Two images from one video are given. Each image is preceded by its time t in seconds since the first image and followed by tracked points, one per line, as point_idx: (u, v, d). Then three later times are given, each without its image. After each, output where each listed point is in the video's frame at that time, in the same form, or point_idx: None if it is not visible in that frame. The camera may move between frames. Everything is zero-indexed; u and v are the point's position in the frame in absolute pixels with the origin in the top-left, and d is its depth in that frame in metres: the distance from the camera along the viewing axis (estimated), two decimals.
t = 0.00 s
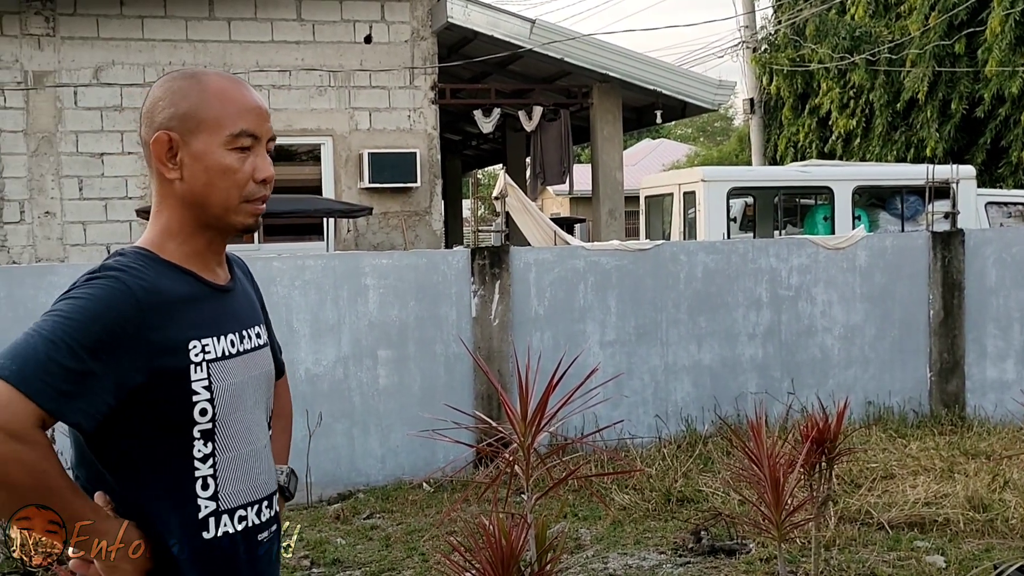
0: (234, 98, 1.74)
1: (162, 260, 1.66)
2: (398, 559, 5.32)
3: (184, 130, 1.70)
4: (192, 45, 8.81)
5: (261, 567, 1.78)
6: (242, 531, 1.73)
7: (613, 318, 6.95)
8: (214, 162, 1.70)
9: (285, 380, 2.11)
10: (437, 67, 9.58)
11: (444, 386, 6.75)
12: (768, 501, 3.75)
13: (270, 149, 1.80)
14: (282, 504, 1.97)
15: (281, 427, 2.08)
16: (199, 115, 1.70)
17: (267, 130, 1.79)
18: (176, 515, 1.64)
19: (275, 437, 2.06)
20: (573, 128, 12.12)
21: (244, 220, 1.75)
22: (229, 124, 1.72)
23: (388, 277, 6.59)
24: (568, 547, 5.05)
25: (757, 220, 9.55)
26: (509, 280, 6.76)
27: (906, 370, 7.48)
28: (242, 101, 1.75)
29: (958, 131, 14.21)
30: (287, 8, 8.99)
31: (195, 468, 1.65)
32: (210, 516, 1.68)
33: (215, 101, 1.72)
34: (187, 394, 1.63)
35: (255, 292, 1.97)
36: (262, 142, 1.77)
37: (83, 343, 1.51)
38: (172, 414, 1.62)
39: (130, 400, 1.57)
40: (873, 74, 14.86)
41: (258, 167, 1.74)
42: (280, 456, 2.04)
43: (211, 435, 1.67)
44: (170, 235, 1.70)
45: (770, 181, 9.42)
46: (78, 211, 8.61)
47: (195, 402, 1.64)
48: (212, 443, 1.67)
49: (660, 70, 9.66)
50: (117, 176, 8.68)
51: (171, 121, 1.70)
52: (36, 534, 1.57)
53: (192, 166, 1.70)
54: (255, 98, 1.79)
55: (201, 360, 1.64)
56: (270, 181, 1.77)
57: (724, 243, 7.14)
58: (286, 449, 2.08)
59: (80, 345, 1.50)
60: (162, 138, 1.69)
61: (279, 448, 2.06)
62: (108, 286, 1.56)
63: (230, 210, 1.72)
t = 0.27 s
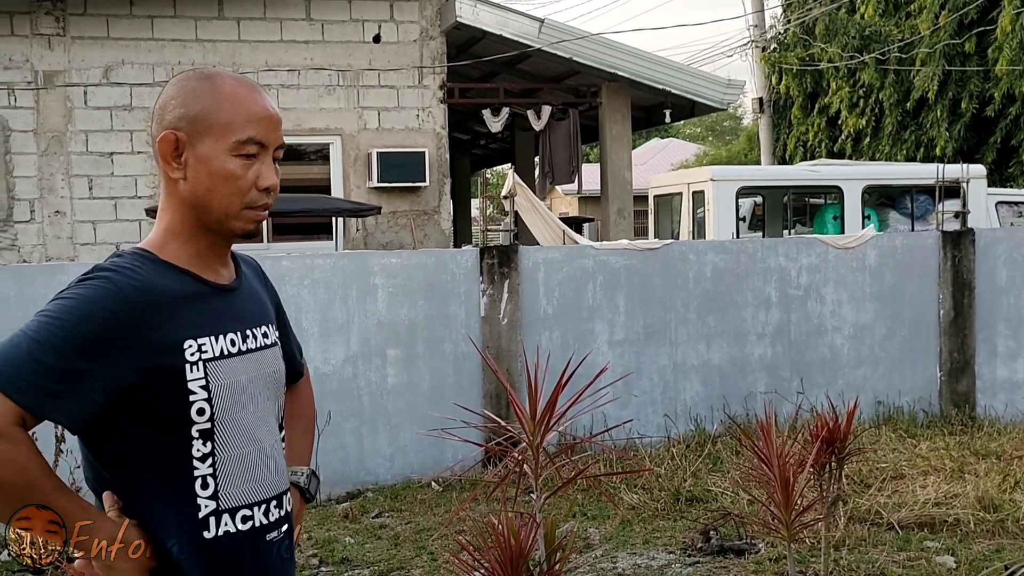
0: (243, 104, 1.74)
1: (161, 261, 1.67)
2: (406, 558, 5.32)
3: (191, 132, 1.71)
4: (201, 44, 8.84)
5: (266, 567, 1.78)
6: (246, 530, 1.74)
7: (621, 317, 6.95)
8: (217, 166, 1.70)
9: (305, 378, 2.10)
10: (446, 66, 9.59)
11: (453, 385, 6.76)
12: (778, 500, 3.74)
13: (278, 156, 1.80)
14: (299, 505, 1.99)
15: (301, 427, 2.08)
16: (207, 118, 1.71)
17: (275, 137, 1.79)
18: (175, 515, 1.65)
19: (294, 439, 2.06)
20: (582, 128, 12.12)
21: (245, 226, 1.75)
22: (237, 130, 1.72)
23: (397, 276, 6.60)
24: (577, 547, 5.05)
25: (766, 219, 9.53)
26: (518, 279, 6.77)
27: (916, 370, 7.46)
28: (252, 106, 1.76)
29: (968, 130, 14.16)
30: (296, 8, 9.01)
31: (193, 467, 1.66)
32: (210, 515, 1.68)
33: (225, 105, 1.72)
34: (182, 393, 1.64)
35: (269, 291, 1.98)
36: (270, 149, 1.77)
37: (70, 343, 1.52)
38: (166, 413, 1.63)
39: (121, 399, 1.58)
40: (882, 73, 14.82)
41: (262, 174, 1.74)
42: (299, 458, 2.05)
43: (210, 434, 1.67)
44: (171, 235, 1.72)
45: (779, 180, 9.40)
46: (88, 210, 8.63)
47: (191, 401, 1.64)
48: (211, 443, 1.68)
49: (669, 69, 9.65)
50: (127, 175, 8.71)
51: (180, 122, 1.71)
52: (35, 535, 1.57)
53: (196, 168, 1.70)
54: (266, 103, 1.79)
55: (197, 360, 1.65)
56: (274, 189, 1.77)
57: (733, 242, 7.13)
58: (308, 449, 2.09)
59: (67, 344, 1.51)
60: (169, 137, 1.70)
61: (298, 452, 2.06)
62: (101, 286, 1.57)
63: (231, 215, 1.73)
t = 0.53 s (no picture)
0: (244, 98, 1.74)
1: (159, 255, 1.69)
2: (412, 555, 5.33)
3: (191, 125, 1.72)
4: (207, 42, 8.85)
5: (268, 561, 1.80)
6: (247, 524, 1.75)
7: (627, 315, 6.95)
8: (215, 162, 1.71)
9: (320, 373, 2.12)
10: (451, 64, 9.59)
11: (458, 382, 6.76)
12: (785, 495, 3.72)
13: (279, 150, 1.80)
14: (311, 499, 1.98)
15: (315, 422, 2.09)
16: (206, 111, 1.72)
17: (276, 131, 1.78)
18: (172, 509, 1.67)
19: (306, 430, 2.06)
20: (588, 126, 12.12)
21: (244, 221, 1.76)
22: (236, 124, 1.73)
23: (403, 273, 6.61)
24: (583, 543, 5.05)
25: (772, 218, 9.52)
26: (523, 277, 6.77)
27: (922, 368, 7.45)
28: (253, 100, 1.76)
29: (975, 128, 14.13)
30: (301, 6, 9.02)
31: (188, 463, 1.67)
32: (209, 510, 1.70)
33: (225, 99, 1.73)
34: (176, 388, 1.64)
35: (277, 282, 1.99)
36: (270, 142, 1.77)
37: (58, 340, 1.53)
38: (159, 410, 1.64)
39: (111, 396, 1.59)
40: (888, 72, 14.79)
41: (261, 168, 1.75)
42: (312, 450, 2.04)
43: (206, 430, 1.68)
44: (170, 229, 1.73)
45: (785, 178, 9.39)
46: (94, 208, 8.65)
47: (186, 398, 1.65)
48: (208, 438, 1.69)
49: (674, 67, 9.64)
50: (133, 173, 8.72)
51: (180, 115, 1.72)
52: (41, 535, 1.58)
53: (195, 162, 1.72)
54: (268, 97, 1.79)
55: (192, 355, 1.66)
56: (274, 184, 1.77)
57: (739, 240, 7.12)
58: (322, 443, 2.07)
59: (53, 341, 1.53)
60: (169, 130, 1.72)
61: (312, 440, 2.05)
62: (91, 282, 1.59)
63: (229, 210, 1.74)
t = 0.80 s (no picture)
0: (237, 92, 1.73)
1: (152, 250, 1.69)
2: (412, 552, 5.33)
3: (184, 119, 1.72)
4: (209, 41, 8.86)
5: (266, 552, 1.80)
6: (244, 517, 1.75)
7: (628, 312, 6.94)
8: (208, 157, 1.71)
9: (315, 359, 2.12)
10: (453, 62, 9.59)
11: (459, 380, 6.76)
12: (784, 490, 3.70)
13: (274, 145, 1.79)
14: (306, 488, 1.99)
15: (311, 409, 2.09)
16: (200, 105, 1.71)
17: (271, 126, 1.77)
18: (169, 504, 1.67)
19: (301, 419, 2.06)
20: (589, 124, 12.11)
21: (237, 216, 1.75)
22: (230, 119, 1.72)
23: (403, 270, 6.61)
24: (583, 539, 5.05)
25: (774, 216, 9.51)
26: (524, 274, 6.77)
27: (923, 366, 7.44)
28: (247, 94, 1.75)
29: (977, 127, 14.11)
30: (303, 4, 9.02)
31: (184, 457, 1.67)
32: (207, 503, 1.70)
33: (220, 94, 1.72)
34: (171, 384, 1.64)
35: (272, 273, 1.99)
36: (265, 138, 1.76)
37: (50, 338, 1.53)
38: (154, 406, 1.64)
39: (105, 393, 1.59)
40: (890, 70, 14.78)
41: (256, 163, 1.74)
42: (306, 440, 2.05)
43: (201, 425, 1.68)
44: (164, 223, 1.73)
45: (787, 176, 9.38)
46: (96, 207, 8.65)
47: (182, 393, 1.65)
48: (203, 433, 1.69)
49: (676, 65, 9.64)
50: (134, 171, 8.73)
51: (174, 109, 1.72)
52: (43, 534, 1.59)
53: (188, 157, 1.71)
54: (263, 92, 1.78)
55: (187, 351, 1.65)
56: (268, 179, 1.76)
57: (740, 237, 7.12)
58: (317, 431, 2.08)
59: (45, 339, 1.52)
60: (162, 124, 1.72)
61: (308, 428, 2.05)
62: (84, 279, 1.59)
63: (222, 205, 1.73)
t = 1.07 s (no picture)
0: (227, 94, 1.73)
1: (140, 250, 1.68)
2: (406, 551, 5.33)
3: (173, 120, 1.71)
4: (204, 40, 8.86)
5: (250, 551, 1.80)
6: (229, 516, 1.75)
7: (623, 312, 6.94)
8: (198, 159, 1.70)
9: (287, 359, 2.12)
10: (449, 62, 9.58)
11: (453, 379, 6.76)
12: (774, 489, 3.70)
13: (262, 147, 1.79)
14: (282, 485, 1.99)
15: (283, 409, 2.09)
16: (188, 106, 1.70)
17: (259, 128, 1.77)
18: (157, 504, 1.66)
19: (275, 419, 2.06)
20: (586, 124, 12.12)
21: (225, 218, 1.75)
22: (219, 121, 1.71)
23: (398, 270, 6.60)
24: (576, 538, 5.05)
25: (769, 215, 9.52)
26: (520, 274, 6.76)
27: (918, 366, 7.44)
28: (236, 96, 1.74)
29: (973, 126, 14.12)
30: (299, 4, 9.02)
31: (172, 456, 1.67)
32: (193, 502, 1.70)
33: (209, 96, 1.71)
34: (161, 384, 1.64)
35: (251, 273, 1.99)
36: (253, 140, 1.76)
37: (43, 339, 1.51)
38: (144, 406, 1.63)
39: (96, 394, 1.58)
40: (887, 70, 14.79)
41: (244, 167, 1.74)
42: (278, 438, 2.05)
43: (189, 425, 1.68)
44: (152, 224, 1.73)
45: (782, 175, 9.38)
46: (91, 206, 8.65)
47: (171, 394, 1.65)
48: (190, 433, 1.69)
49: (671, 65, 9.65)
50: (130, 170, 8.73)
51: (162, 110, 1.71)
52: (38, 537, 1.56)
53: (177, 158, 1.70)
54: (252, 95, 1.77)
55: (176, 352, 1.65)
56: (256, 182, 1.76)
57: (735, 237, 7.11)
58: (288, 431, 2.09)
59: (39, 340, 1.51)
60: (151, 124, 1.71)
61: (279, 427, 2.06)
62: (75, 279, 1.57)
63: (210, 207, 1.73)
